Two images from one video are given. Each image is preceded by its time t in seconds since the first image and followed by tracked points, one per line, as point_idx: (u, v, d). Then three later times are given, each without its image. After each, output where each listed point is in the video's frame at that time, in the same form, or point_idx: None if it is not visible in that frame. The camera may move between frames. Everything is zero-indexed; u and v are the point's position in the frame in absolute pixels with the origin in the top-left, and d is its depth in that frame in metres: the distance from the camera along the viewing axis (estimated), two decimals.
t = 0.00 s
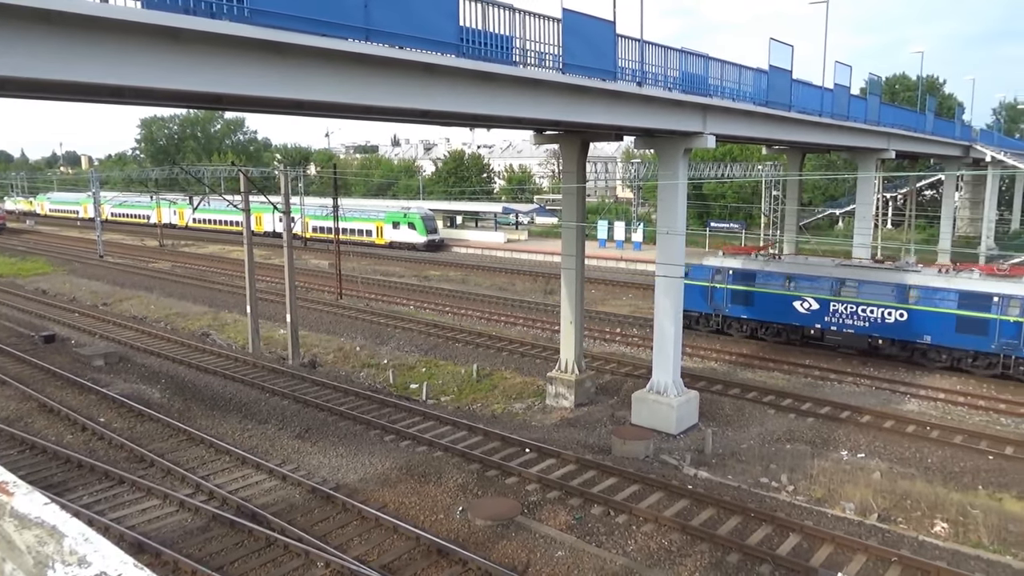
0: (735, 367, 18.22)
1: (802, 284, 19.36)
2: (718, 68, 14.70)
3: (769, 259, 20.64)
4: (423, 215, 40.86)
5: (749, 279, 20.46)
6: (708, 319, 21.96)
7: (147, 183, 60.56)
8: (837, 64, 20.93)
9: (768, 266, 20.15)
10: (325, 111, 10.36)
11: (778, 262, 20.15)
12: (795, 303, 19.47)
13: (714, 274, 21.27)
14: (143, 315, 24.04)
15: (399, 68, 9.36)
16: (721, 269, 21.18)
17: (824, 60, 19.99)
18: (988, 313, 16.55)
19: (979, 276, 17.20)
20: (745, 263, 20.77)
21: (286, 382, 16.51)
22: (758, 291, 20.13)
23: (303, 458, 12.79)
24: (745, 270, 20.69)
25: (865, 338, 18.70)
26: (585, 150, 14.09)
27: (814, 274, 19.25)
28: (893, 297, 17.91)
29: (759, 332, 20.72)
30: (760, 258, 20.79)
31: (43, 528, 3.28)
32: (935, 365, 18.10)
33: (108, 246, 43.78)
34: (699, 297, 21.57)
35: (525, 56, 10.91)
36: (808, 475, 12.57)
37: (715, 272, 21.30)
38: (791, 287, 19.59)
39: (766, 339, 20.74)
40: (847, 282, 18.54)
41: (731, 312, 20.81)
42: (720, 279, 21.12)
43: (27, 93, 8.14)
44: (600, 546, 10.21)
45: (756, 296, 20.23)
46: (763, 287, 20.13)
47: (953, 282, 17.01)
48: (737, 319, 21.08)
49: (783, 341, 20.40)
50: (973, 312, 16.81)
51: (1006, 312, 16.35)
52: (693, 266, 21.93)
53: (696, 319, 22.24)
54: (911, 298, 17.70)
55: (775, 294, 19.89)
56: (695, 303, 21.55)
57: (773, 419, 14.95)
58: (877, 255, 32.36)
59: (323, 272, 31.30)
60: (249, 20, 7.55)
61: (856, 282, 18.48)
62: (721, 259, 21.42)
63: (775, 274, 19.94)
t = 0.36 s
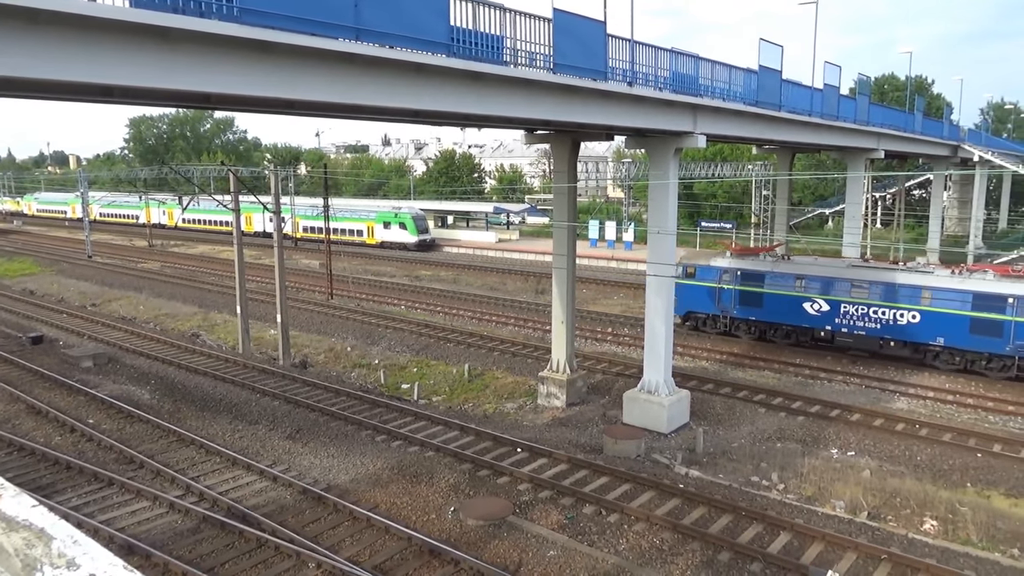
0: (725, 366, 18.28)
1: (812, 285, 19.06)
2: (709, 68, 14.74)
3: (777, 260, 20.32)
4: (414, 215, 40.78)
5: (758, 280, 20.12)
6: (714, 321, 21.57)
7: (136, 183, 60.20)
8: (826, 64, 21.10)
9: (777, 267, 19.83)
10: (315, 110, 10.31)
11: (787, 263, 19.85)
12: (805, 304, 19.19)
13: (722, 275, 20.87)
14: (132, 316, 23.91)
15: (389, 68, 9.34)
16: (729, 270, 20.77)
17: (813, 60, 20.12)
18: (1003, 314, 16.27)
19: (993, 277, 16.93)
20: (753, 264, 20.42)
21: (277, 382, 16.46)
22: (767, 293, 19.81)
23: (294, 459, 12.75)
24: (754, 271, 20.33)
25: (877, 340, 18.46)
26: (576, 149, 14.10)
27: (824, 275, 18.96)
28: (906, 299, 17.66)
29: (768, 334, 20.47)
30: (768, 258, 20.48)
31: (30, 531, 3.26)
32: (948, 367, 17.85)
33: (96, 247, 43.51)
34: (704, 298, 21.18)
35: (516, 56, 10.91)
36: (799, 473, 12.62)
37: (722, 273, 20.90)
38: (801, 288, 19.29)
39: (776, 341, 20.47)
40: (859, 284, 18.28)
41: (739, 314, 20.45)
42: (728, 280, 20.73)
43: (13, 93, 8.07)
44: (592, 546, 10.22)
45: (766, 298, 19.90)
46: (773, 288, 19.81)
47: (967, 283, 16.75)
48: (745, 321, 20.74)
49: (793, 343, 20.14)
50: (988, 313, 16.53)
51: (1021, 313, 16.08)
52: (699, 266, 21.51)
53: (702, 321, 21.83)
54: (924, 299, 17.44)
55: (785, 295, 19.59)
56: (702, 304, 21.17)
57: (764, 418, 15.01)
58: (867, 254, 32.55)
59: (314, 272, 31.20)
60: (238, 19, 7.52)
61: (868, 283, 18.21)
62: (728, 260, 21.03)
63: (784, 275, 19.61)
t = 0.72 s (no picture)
0: (717, 365, 18.34)
1: (823, 286, 18.83)
2: (700, 68, 14.77)
3: (786, 261, 20.05)
4: (405, 215, 40.72)
5: (767, 281, 19.85)
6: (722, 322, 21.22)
7: (125, 183, 59.90)
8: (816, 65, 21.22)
9: (787, 268, 19.58)
10: (307, 110, 10.28)
11: (797, 264, 19.60)
12: (816, 306, 18.96)
13: (730, 276, 20.51)
14: (122, 316, 23.78)
15: (381, 67, 9.32)
16: (738, 271, 20.41)
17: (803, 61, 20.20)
18: (1018, 316, 16.09)
19: (1008, 279, 16.75)
20: (762, 265, 20.12)
21: (268, 383, 16.40)
22: (778, 294, 19.54)
23: (285, 460, 12.71)
24: (763, 272, 20.02)
25: (889, 342, 18.29)
26: (568, 149, 14.11)
27: (835, 276, 18.72)
28: (919, 301, 17.45)
29: (778, 335, 20.23)
30: (776, 259, 20.21)
31: (18, 534, 3.23)
32: (962, 370, 17.54)
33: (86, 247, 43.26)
34: (712, 300, 20.83)
35: (507, 56, 10.90)
36: (789, 472, 12.68)
37: (731, 274, 20.54)
38: (811, 289, 19.06)
39: (785, 343, 20.23)
40: (871, 285, 18.08)
41: (748, 315, 20.15)
42: (737, 281, 20.39)
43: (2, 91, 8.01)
44: (584, 545, 10.23)
45: (776, 300, 19.63)
46: (783, 289, 19.55)
47: (982, 285, 16.57)
48: (754, 322, 20.46)
49: (802, 344, 19.90)
50: (1003, 315, 16.34)
51: None
52: (706, 267, 21.08)
53: (709, 323, 21.42)
54: (937, 301, 17.25)
55: (795, 297, 19.35)
56: (710, 306, 20.84)
57: (755, 417, 15.06)
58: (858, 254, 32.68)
59: (306, 272, 31.12)
60: (229, 18, 7.48)
61: (880, 285, 18.00)
62: (736, 260, 20.68)
63: (795, 276, 19.34)
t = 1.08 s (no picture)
0: (707, 364, 18.40)
1: (832, 287, 18.67)
2: (689, 68, 14.81)
3: (795, 262, 19.87)
4: (396, 215, 40.62)
5: (776, 283, 19.67)
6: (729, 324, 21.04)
7: (113, 182, 59.52)
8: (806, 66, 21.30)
9: (795, 269, 19.41)
10: (297, 109, 10.23)
11: (806, 265, 19.43)
12: (825, 307, 18.81)
13: (737, 277, 20.34)
14: (110, 317, 23.62)
15: (371, 66, 9.30)
16: (745, 272, 20.24)
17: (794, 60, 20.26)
18: None
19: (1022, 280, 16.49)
20: (770, 266, 19.95)
21: (257, 384, 16.31)
22: (786, 295, 19.37)
23: (275, 461, 12.66)
24: (771, 273, 19.82)
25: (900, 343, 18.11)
26: (559, 149, 14.12)
27: (845, 277, 18.56)
28: (931, 302, 17.23)
29: (786, 337, 20.05)
30: (784, 261, 20.04)
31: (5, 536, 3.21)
32: (975, 371, 17.34)
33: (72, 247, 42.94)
34: (719, 301, 20.62)
35: (497, 55, 10.90)
36: (779, 470, 12.73)
37: (738, 276, 20.37)
38: (820, 290, 18.90)
39: (794, 345, 20.04)
40: (881, 287, 17.90)
41: (756, 317, 19.98)
42: (744, 282, 20.21)
43: None
44: (575, 544, 10.25)
45: (784, 301, 19.46)
46: (791, 291, 19.38)
47: (995, 286, 16.34)
48: (762, 324, 20.30)
49: (811, 346, 19.71)
50: (1017, 317, 16.10)
51: None
52: (713, 269, 20.92)
53: (717, 325, 21.23)
54: (949, 303, 17.03)
55: (804, 298, 19.19)
56: (717, 307, 20.64)
57: (745, 416, 15.12)
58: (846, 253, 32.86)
59: (295, 272, 31.02)
60: (217, 16, 7.44)
61: (891, 286, 17.82)
62: (744, 262, 20.53)
63: (804, 278, 19.16)
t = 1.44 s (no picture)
0: (696, 363, 18.47)
1: (841, 289, 18.43)
2: (678, 68, 14.85)
3: (802, 263, 19.63)
4: (385, 215, 40.55)
5: (783, 284, 19.44)
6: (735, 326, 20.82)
7: (99, 182, 59.16)
8: (793, 65, 21.38)
9: (803, 270, 19.16)
10: (285, 109, 10.19)
11: (814, 266, 19.19)
12: (834, 309, 18.58)
13: (744, 279, 20.10)
14: (96, 318, 23.46)
15: (359, 66, 9.27)
16: (752, 273, 20.00)
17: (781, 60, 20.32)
18: None
19: None
20: (777, 267, 19.71)
21: (246, 385, 16.24)
22: (794, 297, 19.14)
23: (264, 462, 12.61)
24: (778, 274, 19.58)
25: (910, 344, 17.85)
26: (548, 149, 14.14)
27: (854, 278, 18.31)
28: (942, 303, 16.95)
29: (794, 339, 19.85)
30: (792, 262, 19.78)
31: None
32: (986, 373, 17.17)
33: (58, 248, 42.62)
34: (725, 302, 20.41)
35: (487, 55, 10.90)
36: (768, 469, 12.79)
37: (745, 277, 20.13)
38: (829, 291, 18.66)
39: (802, 346, 19.82)
40: (891, 288, 17.66)
41: (764, 318, 19.76)
42: (751, 283, 19.97)
43: None
44: (565, 544, 10.26)
45: (792, 302, 19.22)
46: (799, 292, 19.14)
47: (1008, 287, 16.05)
48: (769, 325, 20.12)
49: (819, 348, 19.50)
50: None
51: None
52: (719, 270, 20.66)
53: (723, 326, 20.99)
54: (960, 304, 16.75)
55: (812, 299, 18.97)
56: (724, 309, 20.43)
57: (734, 415, 15.19)
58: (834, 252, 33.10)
59: (284, 272, 30.89)
60: (204, 15, 7.40)
61: (901, 288, 17.56)
62: (751, 263, 20.27)
63: (812, 279, 18.91)
